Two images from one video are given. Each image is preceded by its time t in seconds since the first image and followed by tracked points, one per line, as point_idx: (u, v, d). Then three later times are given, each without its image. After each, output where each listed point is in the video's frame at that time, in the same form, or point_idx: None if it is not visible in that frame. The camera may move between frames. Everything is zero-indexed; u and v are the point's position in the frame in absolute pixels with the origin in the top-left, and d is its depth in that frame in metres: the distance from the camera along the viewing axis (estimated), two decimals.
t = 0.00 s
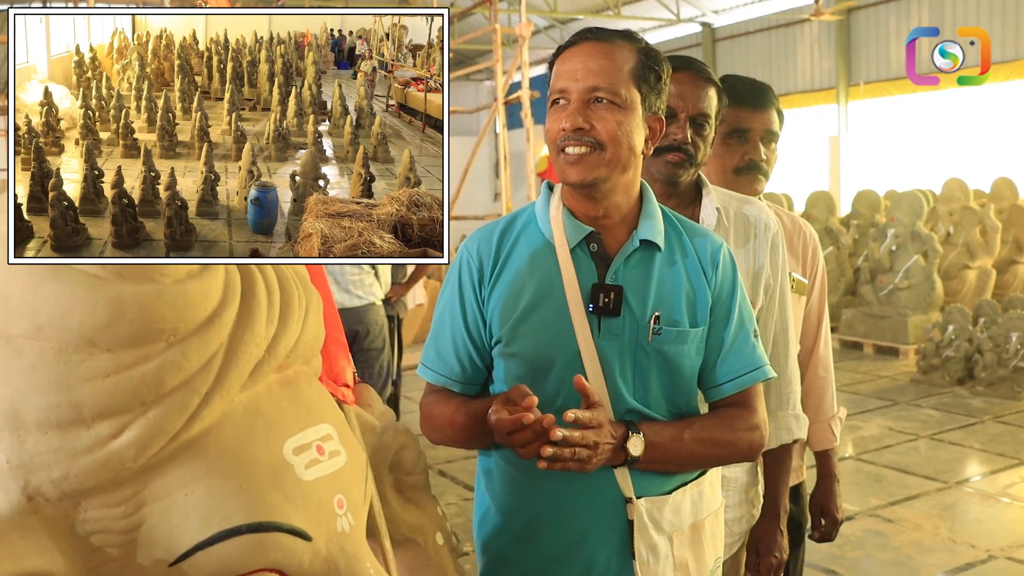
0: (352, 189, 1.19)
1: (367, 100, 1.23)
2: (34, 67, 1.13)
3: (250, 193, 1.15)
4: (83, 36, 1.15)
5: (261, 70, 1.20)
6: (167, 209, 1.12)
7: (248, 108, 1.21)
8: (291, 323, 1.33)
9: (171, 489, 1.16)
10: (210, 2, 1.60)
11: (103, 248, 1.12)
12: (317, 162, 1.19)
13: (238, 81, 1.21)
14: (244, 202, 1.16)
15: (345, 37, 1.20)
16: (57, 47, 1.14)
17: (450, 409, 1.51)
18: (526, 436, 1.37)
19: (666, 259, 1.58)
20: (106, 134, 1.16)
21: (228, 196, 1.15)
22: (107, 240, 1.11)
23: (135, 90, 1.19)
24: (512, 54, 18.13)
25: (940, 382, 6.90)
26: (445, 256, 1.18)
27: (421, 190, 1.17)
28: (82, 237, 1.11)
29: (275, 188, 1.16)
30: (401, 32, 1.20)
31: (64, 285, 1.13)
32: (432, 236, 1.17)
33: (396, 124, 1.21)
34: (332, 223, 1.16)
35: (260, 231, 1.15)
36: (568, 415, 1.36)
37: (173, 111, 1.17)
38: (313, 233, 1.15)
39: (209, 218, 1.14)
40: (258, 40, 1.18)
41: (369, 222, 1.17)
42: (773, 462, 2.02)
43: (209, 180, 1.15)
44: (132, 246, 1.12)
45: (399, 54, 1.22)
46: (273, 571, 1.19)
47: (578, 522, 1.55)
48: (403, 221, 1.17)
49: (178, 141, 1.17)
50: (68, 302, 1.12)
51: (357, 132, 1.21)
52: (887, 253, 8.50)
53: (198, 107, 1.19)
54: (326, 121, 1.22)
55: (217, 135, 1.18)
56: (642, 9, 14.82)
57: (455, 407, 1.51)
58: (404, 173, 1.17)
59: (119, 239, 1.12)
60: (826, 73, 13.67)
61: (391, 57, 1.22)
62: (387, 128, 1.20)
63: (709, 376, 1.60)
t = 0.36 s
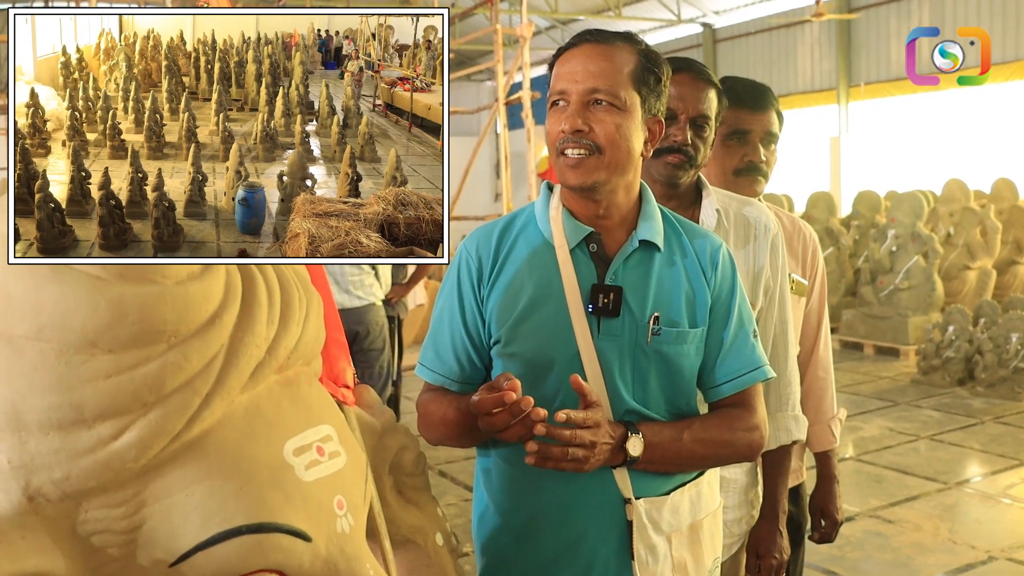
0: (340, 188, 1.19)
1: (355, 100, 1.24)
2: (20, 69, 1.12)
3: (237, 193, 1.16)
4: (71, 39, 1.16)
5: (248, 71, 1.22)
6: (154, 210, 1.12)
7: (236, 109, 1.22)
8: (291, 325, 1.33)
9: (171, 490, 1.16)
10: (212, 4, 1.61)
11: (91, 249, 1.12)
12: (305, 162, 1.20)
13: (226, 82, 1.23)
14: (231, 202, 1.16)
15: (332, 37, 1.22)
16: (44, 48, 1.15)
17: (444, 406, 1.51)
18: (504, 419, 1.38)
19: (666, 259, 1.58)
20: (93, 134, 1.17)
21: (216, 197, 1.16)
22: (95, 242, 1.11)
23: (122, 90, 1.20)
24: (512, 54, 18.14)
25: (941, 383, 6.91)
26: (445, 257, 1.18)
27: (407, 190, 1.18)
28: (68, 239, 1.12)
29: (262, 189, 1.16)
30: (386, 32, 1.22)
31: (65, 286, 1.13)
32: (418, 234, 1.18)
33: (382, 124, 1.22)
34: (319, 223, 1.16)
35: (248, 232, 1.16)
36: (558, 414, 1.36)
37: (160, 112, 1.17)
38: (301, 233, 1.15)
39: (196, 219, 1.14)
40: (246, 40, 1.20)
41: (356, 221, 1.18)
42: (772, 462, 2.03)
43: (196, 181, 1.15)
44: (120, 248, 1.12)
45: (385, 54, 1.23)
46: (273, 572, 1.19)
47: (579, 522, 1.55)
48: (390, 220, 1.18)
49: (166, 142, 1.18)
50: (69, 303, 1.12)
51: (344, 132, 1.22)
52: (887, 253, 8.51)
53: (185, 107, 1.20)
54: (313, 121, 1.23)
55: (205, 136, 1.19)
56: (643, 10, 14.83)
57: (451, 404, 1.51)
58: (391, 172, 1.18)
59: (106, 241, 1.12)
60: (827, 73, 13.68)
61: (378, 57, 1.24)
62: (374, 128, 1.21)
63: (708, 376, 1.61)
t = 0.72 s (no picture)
0: (331, 190, 1.19)
1: (345, 102, 1.24)
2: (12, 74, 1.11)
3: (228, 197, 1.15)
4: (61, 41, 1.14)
5: (239, 73, 1.21)
6: (145, 213, 1.13)
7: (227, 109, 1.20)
8: (291, 328, 1.34)
9: (171, 492, 1.16)
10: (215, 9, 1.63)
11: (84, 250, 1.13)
12: (296, 164, 1.21)
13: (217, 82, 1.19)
14: (223, 205, 1.16)
15: (322, 39, 1.22)
16: (34, 51, 1.13)
17: (438, 409, 1.51)
18: (493, 423, 1.39)
19: (664, 264, 1.59)
20: (84, 138, 1.15)
21: (207, 200, 1.15)
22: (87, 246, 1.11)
23: (112, 94, 1.21)
24: (513, 58, 18.18)
25: (940, 387, 6.92)
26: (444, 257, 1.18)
27: (398, 190, 1.18)
28: (60, 243, 1.11)
29: (253, 191, 1.15)
30: (376, 34, 1.22)
31: (67, 289, 1.13)
32: (409, 235, 1.17)
33: (373, 125, 1.23)
34: (310, 225, 1.16)
35: (240, 234, 1.16)
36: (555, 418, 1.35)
37: (151, 116, 1.20)
38: (291, 234, 1.15)
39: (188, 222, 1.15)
40: (236, 43, 1.20)
41: (347, 223, 1.18)
42: (770, 466, 2.03)
43: (187, 184, 1.16)
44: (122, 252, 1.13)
45: (375, 55, 1.24)
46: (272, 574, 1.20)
47: (577, 526, 1.55)
48: (380, 221, 1.18)
49: (157, 145, 1.20)
50: (70, 306, 1.13)
51: (335, 133, 1.21)
52: (887, 258, 8.52)
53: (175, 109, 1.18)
54: (304, 123, 1.21)
55: (195, 138, 1.18)
56: (643, 14, 14.88)
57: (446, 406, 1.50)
58: (381, 173, 1.19)
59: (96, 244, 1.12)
60: (827, 78, 13.71)
61: (368, 58, 1.24)
62: (365, 129, 1.22)
63: (706, 381, 1.61)
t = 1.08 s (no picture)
0: (319, 195, 1.18)
1: (333, 106, 1.26)
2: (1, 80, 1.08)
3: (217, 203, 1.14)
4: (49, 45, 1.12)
5: (227, 78, 1.21)
6: (134, 220, 1.12)
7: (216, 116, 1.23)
8: (288, 326, 1.34)
9: (167, 490, 1.17)
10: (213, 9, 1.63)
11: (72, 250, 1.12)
12: (284, 169, 1.19)
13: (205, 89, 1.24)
14: (212, 211, 1.14)
15: (311, 45, 1.22)
16: (22, 56, 1.10)
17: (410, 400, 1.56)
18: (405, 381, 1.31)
19: (663, 265, 1.59)
20: (73, 145, 1.13)
21: (196, 205, 1.13)
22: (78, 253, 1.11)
23: (102, 100, 1.18)
24: (512, 59, 18.18)
25: (939, 389, 6.92)
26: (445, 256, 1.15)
27: (386, 195, 1.16)
28: (47, 250, 1.10)
29: (242, 197, 1.14)
30: (364, 39, 1.23)
31: (64, 287, 1.13)
32: (397, 239, 1.15)
33: (361, 129, 1.26)
34: (299, 230, 1.13)
35: (229, 239, 1.14)
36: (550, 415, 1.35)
37: (139, 122, 1.20)
38: (280, 239, 1.12)
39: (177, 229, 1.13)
40: (226, 48, 1.19)
41: (335, 227, 1.15)
42: (768, 466, 2.04)
43: (177, 190, 1.14)
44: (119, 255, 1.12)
45: (363, 61, 1.26)
46: (269, 572, 1.20)
47: (575, 525, 1.56)
48: (368, 225, 1.15)
49: (146, 150, 1.19)
50: (67, 304, 1.13)
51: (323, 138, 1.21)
52: (886, 259, 8.52)
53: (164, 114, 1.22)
54: (293, 128, 1.23)
55: (184, 144, 1.19)
56: (643, 15, 14.88)
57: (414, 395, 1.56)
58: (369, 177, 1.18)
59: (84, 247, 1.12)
60: (826, 79, 13.73)
61: (355, 64, 1.27)
62: (353, 134, 1.24)
63: (703, 382, 1.62)
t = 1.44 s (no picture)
0: (299, 197, 1.17)
1: (313, 109, 1.22)
2: None
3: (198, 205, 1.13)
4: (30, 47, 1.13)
5: (209, 81, 1.17)
6: (113, 223, 1.11)
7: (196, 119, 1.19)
8: (285, 322, 1.34)
9: (165, 485, 1.17)
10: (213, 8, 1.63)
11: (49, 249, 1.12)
12: (265, 172, 1.17)
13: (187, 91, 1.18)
14: (191, 214, 1.13)
15: (291, 47, 1.19)
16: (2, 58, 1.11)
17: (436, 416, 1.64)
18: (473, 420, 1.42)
19: (661, 263, 1.59)
20: (51, 148, 1.12)
21: (176, 208, 1.12)
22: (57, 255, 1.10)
23: (80, 103, 1.15)
24: (513, 58, 18.17)
25: (939, 389, 6.92)
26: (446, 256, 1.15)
27: (365, 196, 1.16)
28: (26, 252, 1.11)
29: (222, 200, 1.13)
30: (344, 43, 1.21)
31: (63, 282, 1.14)
32: (375, 240, 1.15)
33: (342, 133, 1.22)
34: (278, 232, 1.14)
35: (209, 242, 1.14)
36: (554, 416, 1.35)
37: (120, 124, 1.16)
38: (260, 241, 1.13)
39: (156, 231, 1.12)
40: (206, 51, 1.16)
41: (314, 229, 1.15)
42: (766, 465, 2.04)
43: (156, 193, 1.12)
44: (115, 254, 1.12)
45: (343, 64, 1.23)
46: (266, 567, 1.21)
47: (573, 522, 1.56)
48: (348, 226, 1.16)
49: (126, 154, 1.15)
50: (65, 299, 1.13)
51: (303, 141, 1.20)
52: (887, 259, 8.52)
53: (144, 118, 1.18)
54: (274, 131, 1.21)
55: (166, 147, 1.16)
56: (644, 14, 14.89)
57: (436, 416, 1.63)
58: (349, 180, 1.17)
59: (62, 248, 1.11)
60: (827, 79, 13.72)
61: (336, 66, 1.23)
62: (333, 136, 1.20)
63: (702, 380, 1.61)
